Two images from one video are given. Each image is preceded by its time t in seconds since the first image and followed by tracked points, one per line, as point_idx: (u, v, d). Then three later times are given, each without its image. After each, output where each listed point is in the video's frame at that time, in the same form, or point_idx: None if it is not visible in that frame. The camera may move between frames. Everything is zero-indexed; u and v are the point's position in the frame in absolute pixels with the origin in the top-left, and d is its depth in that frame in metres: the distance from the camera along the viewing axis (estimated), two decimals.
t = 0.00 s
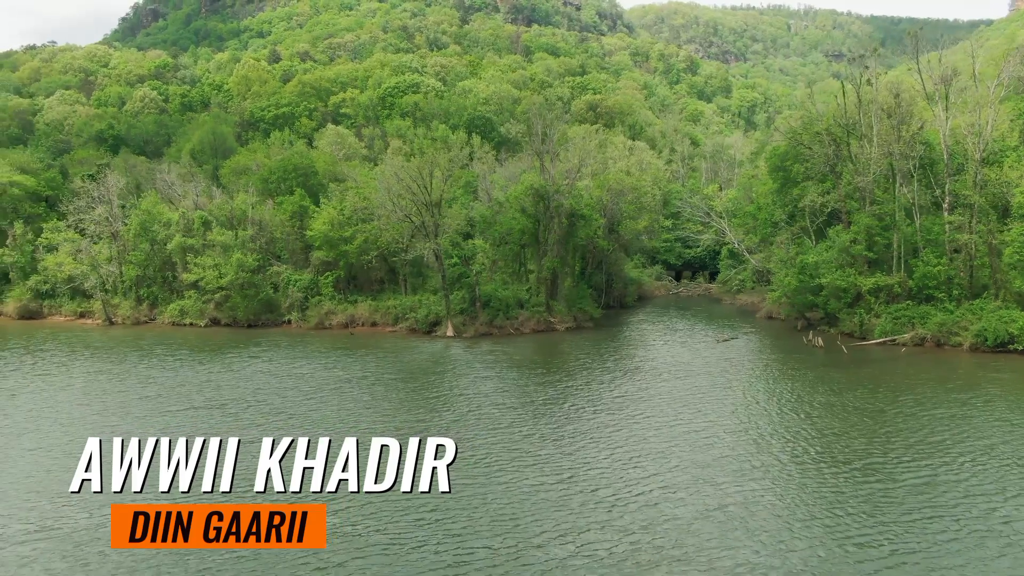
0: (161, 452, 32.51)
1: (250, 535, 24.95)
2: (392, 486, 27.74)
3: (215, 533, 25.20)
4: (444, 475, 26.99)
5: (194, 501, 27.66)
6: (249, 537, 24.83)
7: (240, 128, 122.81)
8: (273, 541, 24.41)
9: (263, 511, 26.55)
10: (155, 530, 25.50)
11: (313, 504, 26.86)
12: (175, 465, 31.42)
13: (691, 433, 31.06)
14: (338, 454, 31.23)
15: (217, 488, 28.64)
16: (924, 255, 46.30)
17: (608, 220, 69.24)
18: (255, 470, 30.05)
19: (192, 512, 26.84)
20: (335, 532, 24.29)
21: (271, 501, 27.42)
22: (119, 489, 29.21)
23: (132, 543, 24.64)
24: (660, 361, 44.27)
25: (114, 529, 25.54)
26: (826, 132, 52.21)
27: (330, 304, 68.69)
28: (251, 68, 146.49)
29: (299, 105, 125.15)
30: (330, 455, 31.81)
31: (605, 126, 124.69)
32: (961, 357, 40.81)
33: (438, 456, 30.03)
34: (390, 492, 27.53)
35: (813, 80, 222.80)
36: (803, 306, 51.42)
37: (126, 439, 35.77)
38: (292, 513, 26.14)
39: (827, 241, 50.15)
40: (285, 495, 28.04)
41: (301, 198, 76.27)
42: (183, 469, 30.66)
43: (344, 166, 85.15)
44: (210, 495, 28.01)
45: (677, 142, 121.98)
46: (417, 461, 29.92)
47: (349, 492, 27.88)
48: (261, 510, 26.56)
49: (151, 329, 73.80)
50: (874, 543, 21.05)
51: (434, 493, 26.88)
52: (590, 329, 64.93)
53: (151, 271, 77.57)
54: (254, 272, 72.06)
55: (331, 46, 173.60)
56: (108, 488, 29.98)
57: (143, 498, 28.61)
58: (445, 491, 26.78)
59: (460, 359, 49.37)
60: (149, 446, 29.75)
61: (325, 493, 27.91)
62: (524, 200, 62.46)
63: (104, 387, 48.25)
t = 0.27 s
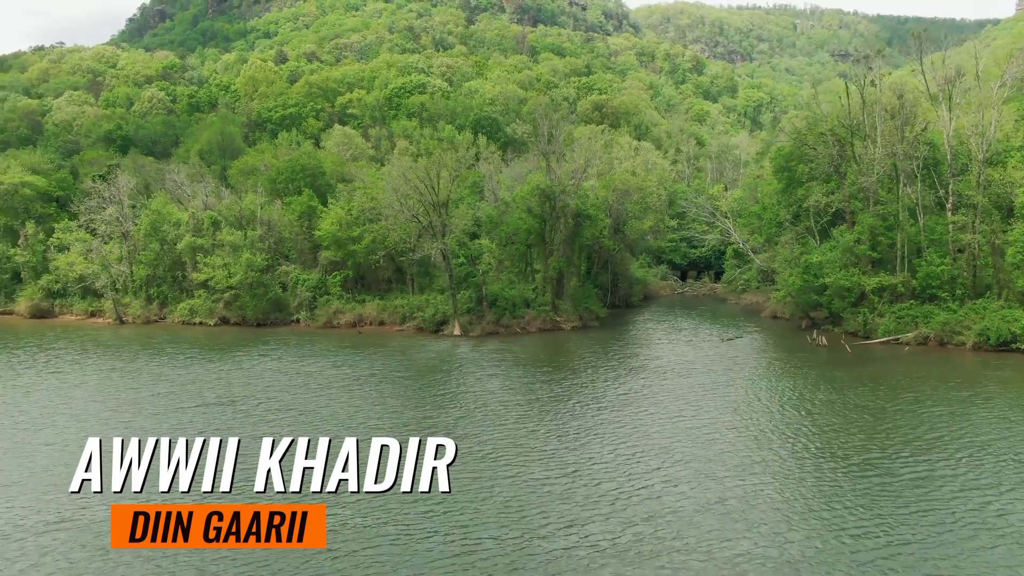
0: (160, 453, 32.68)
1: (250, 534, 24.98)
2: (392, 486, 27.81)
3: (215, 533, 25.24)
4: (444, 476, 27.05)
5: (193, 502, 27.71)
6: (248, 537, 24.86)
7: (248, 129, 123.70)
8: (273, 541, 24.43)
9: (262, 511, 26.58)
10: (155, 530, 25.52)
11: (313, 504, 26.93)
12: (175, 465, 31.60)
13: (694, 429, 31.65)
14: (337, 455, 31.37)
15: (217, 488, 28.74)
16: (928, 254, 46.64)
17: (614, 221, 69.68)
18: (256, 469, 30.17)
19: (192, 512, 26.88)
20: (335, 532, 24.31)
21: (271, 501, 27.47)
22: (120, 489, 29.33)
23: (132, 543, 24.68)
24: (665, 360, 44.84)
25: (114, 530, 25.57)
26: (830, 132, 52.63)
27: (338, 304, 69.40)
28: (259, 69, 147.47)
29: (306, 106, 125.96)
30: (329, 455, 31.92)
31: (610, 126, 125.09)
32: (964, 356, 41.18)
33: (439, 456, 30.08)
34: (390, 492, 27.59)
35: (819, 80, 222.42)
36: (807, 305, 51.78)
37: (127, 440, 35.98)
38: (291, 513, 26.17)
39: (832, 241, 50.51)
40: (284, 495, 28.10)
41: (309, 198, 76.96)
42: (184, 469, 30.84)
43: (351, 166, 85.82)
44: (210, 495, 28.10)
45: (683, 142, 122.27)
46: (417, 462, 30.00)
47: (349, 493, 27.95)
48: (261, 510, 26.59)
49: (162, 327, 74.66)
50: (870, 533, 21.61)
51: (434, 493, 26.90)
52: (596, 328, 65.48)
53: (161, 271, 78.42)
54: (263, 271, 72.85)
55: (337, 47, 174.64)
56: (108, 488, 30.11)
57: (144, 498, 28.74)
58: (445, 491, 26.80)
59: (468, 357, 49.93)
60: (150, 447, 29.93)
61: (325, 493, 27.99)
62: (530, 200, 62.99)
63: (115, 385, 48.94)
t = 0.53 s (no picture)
0: (160, 453, 33.12)
1: (251, 534, 25.37)
2: (392, 486, 28.25)
3: (215, 533, 25.65)
4: (444, 475, 27.44)
5: (194, 502, 28.14)
6: (249, 537, 25.24)
7: (259, 130, 125.05)
8: (273, 541, 24.84)
9: (263, 511, 26.94)
10: (155, 530, 25.92)
11: (312, 504, 27.31)
12: (175, 465, 32.03)
13: (700, 423, 32.64)
14: (337, 454, 31.83)
15: (217, 488, 29.15)
16: (934, 254, 47.19)
17: (622, 221, 70.35)
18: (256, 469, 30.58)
19: (192, 512, 27.29)
20: (335, 533, 24.70)
21: (271, 501, 27.84)
22: (119, 489, 29.73)
23: (132, 543, 25.08)
24: (672, 356, 45.75)
25: (115, 529, 25.99)
26: (836, 134, 53.30)
27: (350, 302, 70.49)
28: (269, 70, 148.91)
29: (317, 107, 127.17)
30: (329, 455, 32.36)
31: (619, 127, 125.67)
32: (968, 354, 41.82)
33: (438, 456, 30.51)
34: (390, 492, 28.05)
35: (828, 80, 221.87)
36: (814, 304, 52.28)
37: (127, 439, 36.40)
38: (292, 513, 26.54)
39: (838, 241, 51.08)
40: (285, 494, 28.52)
41: (322, 198, 77.97)
42: (183, 469, 31.26)
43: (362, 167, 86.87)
44: (210, 494, 28.49)
45: (691, 142, 122.69)
46: (417, 462, 30.43)
47: (349, 492, 28.38)
48: (261, 510, 26.94)
49: (177, 326, 75.90)
50: (864, 522, 22.61)
51: (434, 493, 27.33)
52: (604, 327, 66.28)
53: (176, 270, 79.81)
54: (276, 271, 74.01)
55: (347, 47, 176.12)
56: (108, 488, 30.53)
57: (144, 497, 29.15)
58: (445, 491, 27.22)
59: (477, 355, 50.77)
60: (150, 447, 30.35)
61: (325, 493, 28.38)
62: (540, 200, 63.84)
63: (133, 382, 50.09)
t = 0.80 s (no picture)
0: (160, 453, 33.24)
1: (250, 535, 25.36)
2: (392, 486, 28.39)
3: (215, 533, 25.66)
4: (443, 476, 27.64)
5: (194, 502, 28.23)
6: (248, 537, 25.24)
7: (266, 130, 125.97)
8: (274, 541, 24.85)
9: (262, 512, 27.03)
10: (155, 530, 25.93)
11: (312, 504, 27.39)
12: (175, 465, 32.14)
13: (703, 420, 33.23)
14: (337, 455, 31.91)
15: (217, 488, 29.29)
16: (938, 254, 47.53)
17: (628, 221, 70.79)
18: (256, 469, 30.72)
19: (192, 512, 27.34)
20: (335, 532, 24.76)
21: (270, 501, 27.95)
22: (120, 489, 29.86)
23: (132, 543, 25.12)
24: (676, 355, 46.34)
25: (114, 529, 26.06)
26: (841, 134, 53.69)
27: (358, 302, 71.23)
28: (277, 71, 149.88)
29: (324, 107, 128.05)
30: (329, 455, 32.46)
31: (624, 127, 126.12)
32: (971, 353, 42.18)
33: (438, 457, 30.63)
34: (389, 492, 28.17)
35: (835, 80, 221.68)
36: (819, 304, 52.63)
37: (127, 439, 36.50)
38: (291, 513, 26.68)
39: (842, 241, 51.43)
40: (284, 495, 28.61)
41: (330, 199, 78.59)
42: (183, 469, 31.38)
43: (369, 167, 87.54)
44: (210, 495, 28.61)
45: (697, 142, 123.01)
46: (417, 462, 30.51)
47: (349, 493, 28.46)
48: (261, 510, 27.04)
49: (187, 325, 76.68)
50: (861, 515, 23.13)
51: (433, 493, 27.52)
52: (610, 327, 66.82)
53: (186, 269, 80.67)
54: (285, 270, 74.78)
55: (353, 48, 177.24)
56: (108, 488, 30.63)
57: (144, 497, 29.27)
58: (445, 490, 27.43)
59: (484, 354, 51.33)
60: (149, 447, 30.46)
61: (324, 493, 28.52)
62: (546, 200, 64.36)
63: (144, 379, 50.77)
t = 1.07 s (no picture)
0: (161, 453, 33.63)
1: (250, 534, 25.89)
2: (392, 486, 28.79)
3: (215, 533, 26.12)
4: (443, 476, 27.99)
5: (194, 502, 28.67)
6: (249, 537, 25.76)
7: (278, 131, 127.27)
8: (274, 542, 25.34)
9: (262, 512, 27.49)
10: (155, 530, 26.43)
11: (312, 504, 27.81)
12: (175, 465, 32.52)
13: (708, 414, 34.22)
14: (337, 455, 32.35)
15: (217, 488, 29.74)
16: (943, 254, 48.14)
17: (637, 221, 71.48)
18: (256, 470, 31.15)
19: (192, 512, 27.80)
20: (334, 532, 25.22)
21: (270, 501, 28.40)
22: (119, 489, 30.31)
23: (132, 542, 25.60)
24: (683, 352, 47.25)
25: (115, 529, 26.54)
26: (848, 135, 54.29)
27: (370, 301, 72.37)
28: (288, 71, 151.23)
29: (334, 108, 129.28)
30: (329, 455, 32.91)
31: (633, 127, 126.70)
32: (975, 352, 42.87)
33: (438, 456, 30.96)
34: (389, 492, 28.58)
35: (845, 79, 221.14)
36: (825, 303, 53.16)
37: (127, 439, 36.90)
38: (291, 513, 27.10)
39: (849, 241, 51.97)
40: (284, 495, 29.04)
41: (343, 199, 79.62)
42: (183, 469, 31.76)
43: (381, 167, 88.61)
44: (210, 495, 29.04)
45: (706, 142, 123.44)
46: (417, 462, 30.90)
47: (349, 493, 28.89)
48: (261, 511, 27.50)
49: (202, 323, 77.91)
50: (858, 505, 24.10)
51: (434, 493, 27.86)
52: (619, 326, 67.64)
53: (200, 269, 81.67)
54: (299, 269, 75.97)
55: (363, 48, 178.65)
56: (108, 488, 31.06)
57: (143, 497, 29.68)
58: (445, 491, 27.74)
59: (494, 352, 52.20)
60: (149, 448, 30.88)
61: (325, 492, 28.98)
62: (555, 201, 65.21)
63: (160, 376, 51.87)
